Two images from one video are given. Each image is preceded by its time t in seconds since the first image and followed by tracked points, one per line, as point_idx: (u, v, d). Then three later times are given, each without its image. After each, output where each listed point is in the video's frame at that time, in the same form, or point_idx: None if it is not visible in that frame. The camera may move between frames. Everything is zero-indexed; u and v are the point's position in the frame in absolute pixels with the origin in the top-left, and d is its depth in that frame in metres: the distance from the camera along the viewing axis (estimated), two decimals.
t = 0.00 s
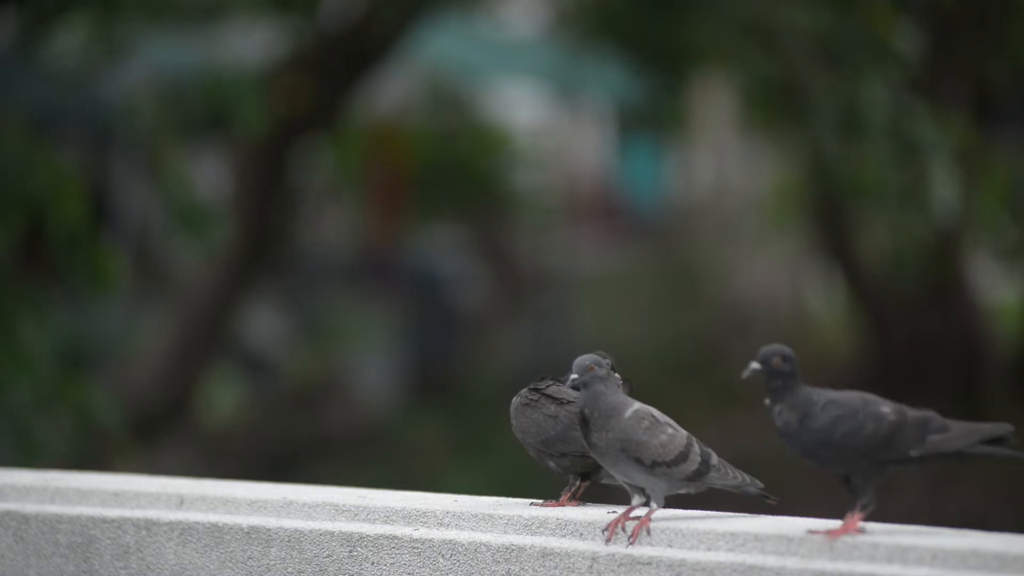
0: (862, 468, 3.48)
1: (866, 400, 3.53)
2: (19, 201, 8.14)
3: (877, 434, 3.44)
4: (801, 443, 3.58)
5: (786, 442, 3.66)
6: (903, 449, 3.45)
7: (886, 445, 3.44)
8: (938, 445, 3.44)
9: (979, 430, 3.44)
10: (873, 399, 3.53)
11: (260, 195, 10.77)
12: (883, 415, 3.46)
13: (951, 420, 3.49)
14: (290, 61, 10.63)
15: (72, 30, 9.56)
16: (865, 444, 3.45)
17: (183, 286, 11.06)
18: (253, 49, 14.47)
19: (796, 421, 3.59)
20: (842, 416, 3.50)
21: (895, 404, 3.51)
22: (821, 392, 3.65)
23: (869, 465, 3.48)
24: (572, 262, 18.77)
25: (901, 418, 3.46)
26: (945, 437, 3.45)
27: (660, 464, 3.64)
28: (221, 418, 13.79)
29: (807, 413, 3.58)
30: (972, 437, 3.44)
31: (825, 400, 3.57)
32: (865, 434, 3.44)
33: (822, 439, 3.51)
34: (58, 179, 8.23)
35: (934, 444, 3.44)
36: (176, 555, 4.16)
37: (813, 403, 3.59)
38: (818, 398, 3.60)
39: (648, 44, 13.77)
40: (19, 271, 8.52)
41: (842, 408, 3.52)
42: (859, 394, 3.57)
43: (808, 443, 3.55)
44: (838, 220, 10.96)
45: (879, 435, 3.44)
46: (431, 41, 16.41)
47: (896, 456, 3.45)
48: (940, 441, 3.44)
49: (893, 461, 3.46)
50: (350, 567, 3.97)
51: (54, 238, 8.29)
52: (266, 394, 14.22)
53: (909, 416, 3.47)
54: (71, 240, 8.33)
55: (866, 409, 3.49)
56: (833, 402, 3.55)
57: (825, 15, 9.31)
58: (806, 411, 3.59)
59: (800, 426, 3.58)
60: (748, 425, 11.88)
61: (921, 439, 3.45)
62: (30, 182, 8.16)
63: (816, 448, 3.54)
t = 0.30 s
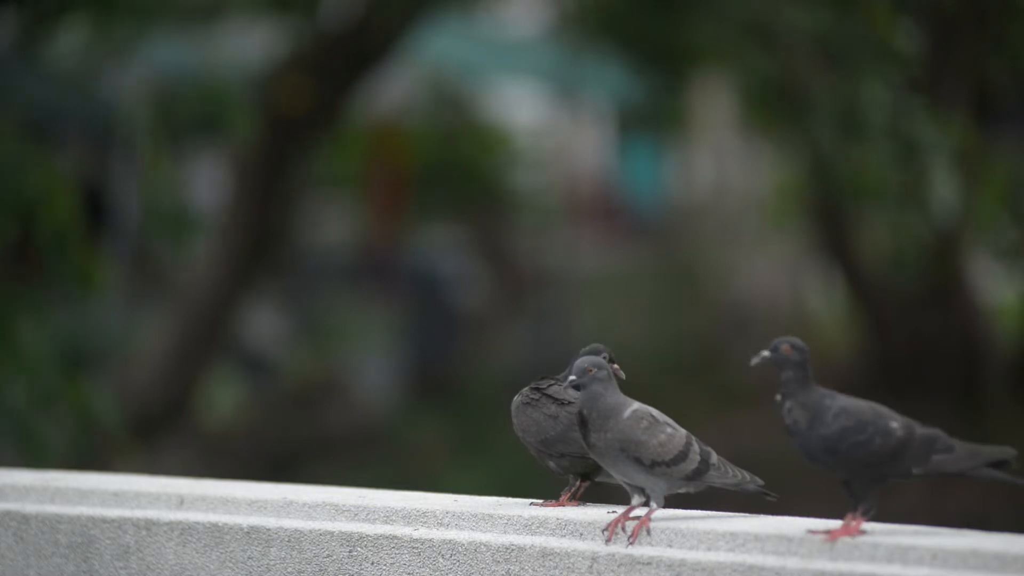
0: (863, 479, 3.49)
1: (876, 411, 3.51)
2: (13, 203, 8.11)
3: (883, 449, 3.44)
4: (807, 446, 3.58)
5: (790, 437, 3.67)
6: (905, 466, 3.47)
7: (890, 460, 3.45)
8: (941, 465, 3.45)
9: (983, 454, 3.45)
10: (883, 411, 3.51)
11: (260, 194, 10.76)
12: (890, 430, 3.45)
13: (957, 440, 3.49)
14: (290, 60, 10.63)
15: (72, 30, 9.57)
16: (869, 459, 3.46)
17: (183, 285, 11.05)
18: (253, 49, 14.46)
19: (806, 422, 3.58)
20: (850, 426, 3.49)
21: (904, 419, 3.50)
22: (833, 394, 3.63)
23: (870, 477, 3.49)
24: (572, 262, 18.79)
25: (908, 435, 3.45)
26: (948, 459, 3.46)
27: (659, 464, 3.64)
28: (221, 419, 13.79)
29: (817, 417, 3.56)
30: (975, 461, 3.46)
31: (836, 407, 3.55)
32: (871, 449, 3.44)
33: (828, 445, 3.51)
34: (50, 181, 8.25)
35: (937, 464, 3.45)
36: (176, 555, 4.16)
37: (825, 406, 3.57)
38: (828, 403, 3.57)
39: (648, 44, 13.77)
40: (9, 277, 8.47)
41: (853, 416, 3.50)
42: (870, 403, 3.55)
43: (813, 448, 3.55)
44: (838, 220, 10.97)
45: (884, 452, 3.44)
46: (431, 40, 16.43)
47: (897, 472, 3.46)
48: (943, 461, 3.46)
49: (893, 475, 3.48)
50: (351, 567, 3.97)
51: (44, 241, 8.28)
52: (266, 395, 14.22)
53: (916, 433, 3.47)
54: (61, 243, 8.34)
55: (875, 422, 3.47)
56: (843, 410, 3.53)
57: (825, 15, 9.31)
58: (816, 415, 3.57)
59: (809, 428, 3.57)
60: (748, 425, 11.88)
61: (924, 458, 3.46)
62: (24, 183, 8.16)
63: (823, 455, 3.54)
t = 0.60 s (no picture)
0: (858, 479, 3.49)
1: (874, 412, 3.51)
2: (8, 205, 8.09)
3: (879, 450, 3.44)
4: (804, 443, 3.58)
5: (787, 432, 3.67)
6: (900, 468, 3.47)
7: (886, 461, 3.45)
8: (936, 469, 3.47)
9: (979, 459, 3.47)
10: (880, 412, 3.50)
11: (259, 194, 10.74)
12: (887, 432, 3.45)
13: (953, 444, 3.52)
14: (290, 60, 10.61)
15: (71, 31, 9.55)
16: (865, 459, 3.45)
17: (182, 285, 11.03)
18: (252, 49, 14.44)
19: (803, 418, 3.59)
20: (846, 425, 3.49)
21: (901, 421, 3.50)
22: (832, 393, 3.63)
23: (866, 477, 3.48)
24: (572, 263, 18.80)
25: (905, 437, 3.46)
26: (944, 462, 3.49)
27: (657, 464, 3.64)
28: (222, 419, 13.79)
29: (813, 414, 3.56)
30: (970, 466, 3.49)
31: (834, 406, 3.54)
32: (866, 450, 3.44)
33: (823, 441, 3.51)
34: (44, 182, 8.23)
35: (932, 468, 3.47)
36: (176, 555, 4.16)
37: (823, 404, 3.57)
38: (826, 402, 3.57)
39: (649, 45, 13.75)
40: None
41: (849, 415, 3.50)
42: (868, 403, 3.55)
43: (809, 445, 3.56)
44: (838, 220, 10.96)
45: (880, 452, 3.44)
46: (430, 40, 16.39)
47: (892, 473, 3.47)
48: (938, 465, 3.48)
49: (888, 477, 3.48)
50: (350, 567, 3.97)
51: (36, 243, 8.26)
52: (266, 396, 14.22)
53: (913, 436, 3.47)
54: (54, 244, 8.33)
55: (873, 422, 3.47)
56: (840, 410, 3.53)
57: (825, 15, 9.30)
58: (813, 411, 3.57)
59: (806, 424, 3.57)
60: (748, 425, 11.89)
61: (920, 462, 3.48)
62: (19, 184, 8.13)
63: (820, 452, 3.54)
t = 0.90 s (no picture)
0: (858, 479, 3.49)
1: (876, 412, 3.50)
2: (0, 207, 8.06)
3: (880, 450, 3.43)
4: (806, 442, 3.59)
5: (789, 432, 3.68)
6: (901, 469, 3.46)
7: (886, 462, 3.44)
8: (937, 472, 3.46)
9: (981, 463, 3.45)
10: (883, 413, 3.50)
11: (259, 193, 10.74)
12: (889, 432, 3.44)
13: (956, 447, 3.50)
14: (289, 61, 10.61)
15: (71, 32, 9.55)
16: (866, 459, 3.45)
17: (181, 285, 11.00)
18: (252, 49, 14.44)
19: (805, 417, 3.60)
20: (847, 424, 3.49)
21: (904, 422, 3.49)
22: (835, 392, 3.63)
23: (866, 478, 3.48)
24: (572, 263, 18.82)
25: (907, 439, 3.45)
26: (945, 466, 3.47)
27: (658, 464, 3.64)
28: (221, 419, 13.80)
29: (814, 413, 3.58)
30: (972, 470, 3.47)
31: (835, 405, 3.55)
32: (867, 449, 3.43)
33: (824, 441, 3.52)
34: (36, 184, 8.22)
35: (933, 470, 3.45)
36: (176, 555, 4.16)
37: (825, 403, 3.58)
38: (828, 401, 3.58)
39: (648, 45, 13.76)
40: None
41: (851, 414, 3.50)
42: (871, 404, 3.54)
43: (811, 443, 3.56)
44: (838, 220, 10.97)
45: (881, 452, 3.43)
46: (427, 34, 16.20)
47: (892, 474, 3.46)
48: (939, 468, 3.46)
49: (888, 478, 3.47)
50: (350, 567, 3.97)
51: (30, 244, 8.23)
52: (266, 395, 14.23)
53: (915, 438, 3.46)
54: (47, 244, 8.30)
55: (874, 422, 3.46)
56: (841, 409, 3.53)
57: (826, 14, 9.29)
58: (814, 410, 3.59)
59: (808, 423, 3.58)
60: (748, 425, 11.90)
61: (922, 463, 3.46)
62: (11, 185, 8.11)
63: (820, 451, 3.55)
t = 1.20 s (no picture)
0: (858, 479, 3.49)
1: (878, 413, 3.50)
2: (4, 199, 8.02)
3: (880, 451, 3.43)
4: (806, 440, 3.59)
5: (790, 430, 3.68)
6: (901, 471, 3.46)
7: (887, 463, 3.44)
8: (937, 475, 3.45)
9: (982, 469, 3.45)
10: (884, 415, 3.50)
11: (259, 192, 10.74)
12: (889, 434, 3.44)
13: (957, 452, 3.49)
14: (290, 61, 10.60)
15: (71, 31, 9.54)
16: (866, 459, 3.45)
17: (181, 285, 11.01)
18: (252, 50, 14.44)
19: (805, 416, 3.60)
20: (848, 424, 3.49)
21: (905, 424, 3.48)
22: (837, 392, 3.63)
23: (865, 478, 3.48)
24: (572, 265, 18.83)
25: (908, 441, 3.44)
26: (946, 469, 3.46)
27: (658, 464, 3.64)
28: (221, 418, 13.79)
29: (815, 412, 3.58)
30: (973, 475, 3.46)
31: (836, 405, 3.55)
32: (867, 449, 3.43)
33: (824, 440, 3.52)
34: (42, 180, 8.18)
35: (933, 474, 3.45)
36: (176, 555, 4.16)
37: (826, 403, 3.58)
38: (829, 401, 3.58)
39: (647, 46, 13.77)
40: None
41: (851, 415, 3.50)
42: (872, 405, 3.54)
43: (811, 442, 3.56)
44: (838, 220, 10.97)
45: (881, 453, 3.43)
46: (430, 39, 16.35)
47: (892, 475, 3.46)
48: (940, 472, 3.45)
49: (888, 479, 3.47)
50: (350, 567, 3.97)
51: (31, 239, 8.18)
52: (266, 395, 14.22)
53: (916, 440, 3.46)
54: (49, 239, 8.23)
55: (876, 424, 3.46)
56: (842, 409, 3.53)
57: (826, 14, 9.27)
58: (815, 408, 3.59)
59: (808, 422, 3.58)
60: (748, 425, 11.90)
61: (921, 466, 3.46)
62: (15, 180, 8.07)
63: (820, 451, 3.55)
